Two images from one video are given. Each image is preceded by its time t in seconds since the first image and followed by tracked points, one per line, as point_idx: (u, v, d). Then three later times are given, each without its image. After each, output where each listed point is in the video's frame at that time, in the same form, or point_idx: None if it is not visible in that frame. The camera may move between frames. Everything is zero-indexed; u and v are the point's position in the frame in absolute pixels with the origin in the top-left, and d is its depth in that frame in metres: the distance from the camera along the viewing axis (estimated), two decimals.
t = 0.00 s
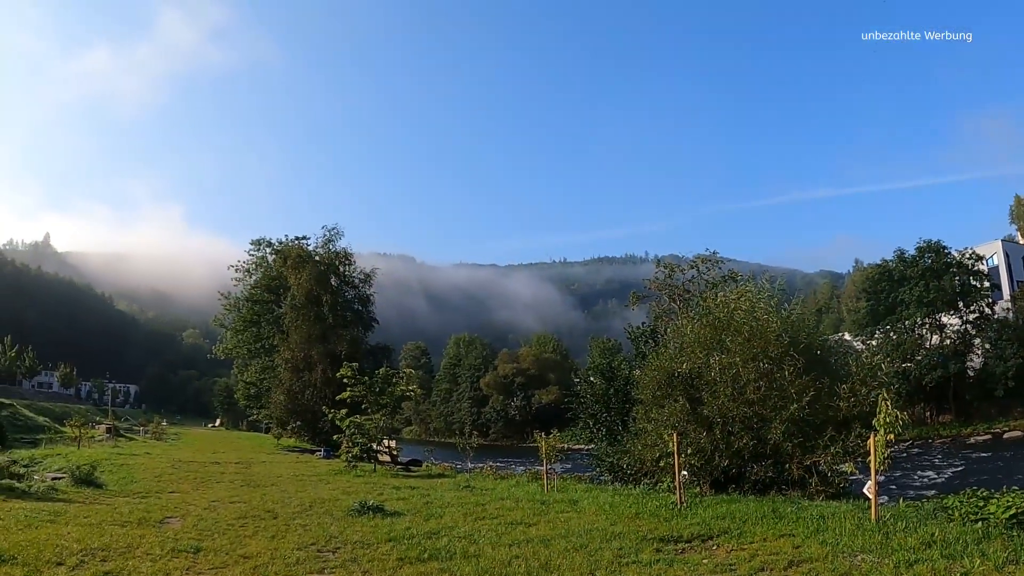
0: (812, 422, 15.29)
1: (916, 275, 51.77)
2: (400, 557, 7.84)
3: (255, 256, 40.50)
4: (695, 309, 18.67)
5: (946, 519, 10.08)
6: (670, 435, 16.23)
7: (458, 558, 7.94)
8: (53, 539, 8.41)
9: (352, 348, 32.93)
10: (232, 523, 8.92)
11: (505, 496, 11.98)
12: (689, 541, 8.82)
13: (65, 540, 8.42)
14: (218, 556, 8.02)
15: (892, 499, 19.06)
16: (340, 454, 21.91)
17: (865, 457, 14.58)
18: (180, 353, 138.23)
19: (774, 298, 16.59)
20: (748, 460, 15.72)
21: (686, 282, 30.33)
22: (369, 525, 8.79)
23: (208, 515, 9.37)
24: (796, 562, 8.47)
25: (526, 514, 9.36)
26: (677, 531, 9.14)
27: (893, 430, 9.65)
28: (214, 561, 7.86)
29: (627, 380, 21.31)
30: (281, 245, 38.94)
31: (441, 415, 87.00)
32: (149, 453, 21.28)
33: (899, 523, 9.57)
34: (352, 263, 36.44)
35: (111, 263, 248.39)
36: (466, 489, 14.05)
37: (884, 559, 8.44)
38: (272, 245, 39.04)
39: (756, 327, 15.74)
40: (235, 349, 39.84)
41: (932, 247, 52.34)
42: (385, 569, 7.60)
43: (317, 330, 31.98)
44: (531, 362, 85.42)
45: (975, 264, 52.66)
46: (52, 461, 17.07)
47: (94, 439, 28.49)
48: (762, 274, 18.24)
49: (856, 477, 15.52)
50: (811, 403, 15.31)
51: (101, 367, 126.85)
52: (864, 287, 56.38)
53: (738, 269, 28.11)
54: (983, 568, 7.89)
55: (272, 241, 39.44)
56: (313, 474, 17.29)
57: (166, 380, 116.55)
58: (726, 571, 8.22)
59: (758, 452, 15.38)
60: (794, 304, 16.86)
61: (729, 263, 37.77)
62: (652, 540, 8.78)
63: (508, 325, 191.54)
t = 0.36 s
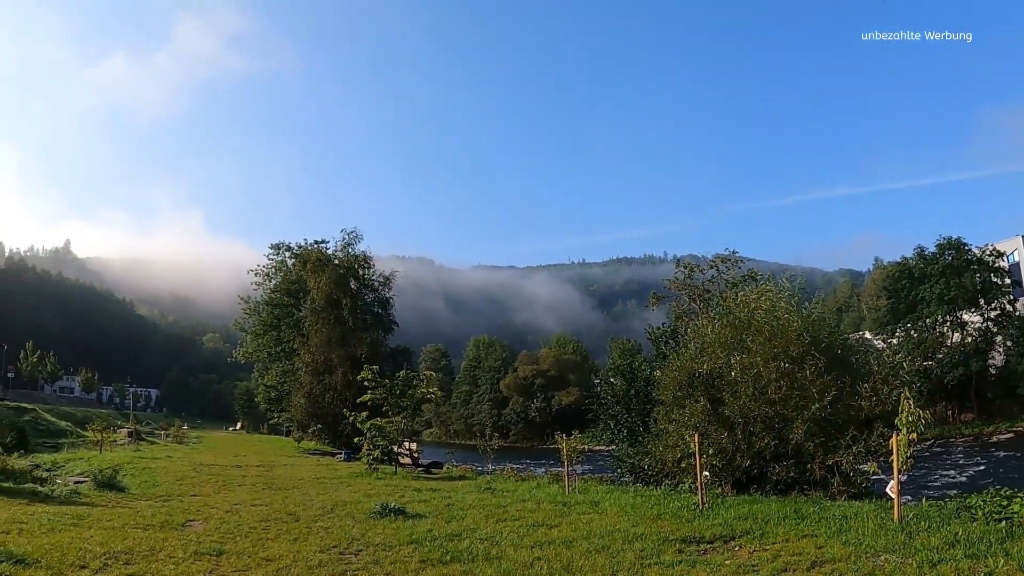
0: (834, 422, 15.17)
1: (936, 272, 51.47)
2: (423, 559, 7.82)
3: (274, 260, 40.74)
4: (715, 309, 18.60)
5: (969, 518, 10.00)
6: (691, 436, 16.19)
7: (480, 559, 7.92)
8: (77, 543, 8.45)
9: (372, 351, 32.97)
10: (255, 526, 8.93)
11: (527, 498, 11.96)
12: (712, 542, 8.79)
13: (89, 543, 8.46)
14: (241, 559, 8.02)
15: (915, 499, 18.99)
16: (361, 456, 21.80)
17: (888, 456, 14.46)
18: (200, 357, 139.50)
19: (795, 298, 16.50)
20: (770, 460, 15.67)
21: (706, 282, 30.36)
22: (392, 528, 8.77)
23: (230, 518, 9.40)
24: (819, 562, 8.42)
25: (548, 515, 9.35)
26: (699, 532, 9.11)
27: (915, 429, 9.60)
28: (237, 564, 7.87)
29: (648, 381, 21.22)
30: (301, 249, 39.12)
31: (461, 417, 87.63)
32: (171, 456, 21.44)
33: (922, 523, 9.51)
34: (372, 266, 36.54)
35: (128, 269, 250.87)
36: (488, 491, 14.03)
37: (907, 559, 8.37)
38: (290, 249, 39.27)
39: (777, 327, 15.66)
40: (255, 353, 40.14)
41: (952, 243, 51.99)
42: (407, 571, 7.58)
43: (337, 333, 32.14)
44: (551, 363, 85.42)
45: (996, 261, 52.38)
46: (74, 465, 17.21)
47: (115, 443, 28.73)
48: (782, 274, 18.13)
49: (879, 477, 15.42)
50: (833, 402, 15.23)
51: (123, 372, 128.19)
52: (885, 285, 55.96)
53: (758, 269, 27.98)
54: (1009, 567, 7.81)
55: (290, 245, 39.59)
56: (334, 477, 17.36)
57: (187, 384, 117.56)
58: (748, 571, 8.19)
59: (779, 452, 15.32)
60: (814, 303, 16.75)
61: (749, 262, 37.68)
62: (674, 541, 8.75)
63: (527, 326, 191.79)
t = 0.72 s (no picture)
0: (857, 421, 15.06)
1: (958, 269, 50.89)
2: (446, 561, 7.81)
3: (294, 264, 40.96)
4: (736, 309, 18.53)
5: (994, 517, 9.90)
6: (714, 436, 16.13)
7: (500, 561, 7.92)
8: (101, 546, 8.49)
9: (394, 354, 32.97)
10: (278, 529, 8.95)
11: (550, 500, 11.94)
12: (736, 543, 8.76)
13: (112, 547, 8.48)
14: (264, 562, 8.02)
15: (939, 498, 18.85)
16: (383, 459, 21.86)
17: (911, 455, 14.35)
18: (222, 362, 140.62)
19: (816, 297, 16.39)
20: (793, 460, 15.62)
21: (727, 282, 30.29)
22: (414, 530, 8.74)
23: (252, 521, 9.39)
24: (843, 563, 8.34)
25: (570, 517, 9.32)
26: (722, 533, 9.07)
27: (938, 429, 9.54)
28: (260, 566, 7.87)
29: (669, 382, 21.16)
30: (322, 253, 39.20)
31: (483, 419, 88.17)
32: (193, 459, 21.60)
33: (946, 522, 9.43)
34: (393, 269, 35.87)
35: (147, 275, 253.24)
36: (511, 493, 14.05)
37: (931, 560, 8.27)
38: (311, 253, 39.51)
39: (799, 326, 15.60)
40: (276, 357, 40.44)
41: (974, 240, 51.40)
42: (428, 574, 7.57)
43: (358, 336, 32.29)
44: (572, 365, 85.40)
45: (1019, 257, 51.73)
46: (98, 470, 17.38)
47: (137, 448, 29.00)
48: (804, 272, 18.02)
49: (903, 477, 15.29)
50: (855, 402, 15.11)
51: (146, 377, 129.48)
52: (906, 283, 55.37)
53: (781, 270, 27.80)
54: None
55: (311, 249, 39.67)
56: (357, 480, 17.43)
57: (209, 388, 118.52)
58: (772, 573, 8.13)
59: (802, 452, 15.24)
60: (837, 301, 16.62)
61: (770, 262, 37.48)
62: (697, 543, 8.71)
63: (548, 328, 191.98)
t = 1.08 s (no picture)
0: (883, 418, 14.93)
1: (982, 264, 50.35)
2: (472, 561, 7.80)
3: (317, 266, 41.24)
4: (761, 306, 18.50)
5: None
6: (740, 434, 16.08)
7: (527, 561, 7.91)
8: (129, 547, 8.53)
9: (418, 355, 33.03)
10: (304, 530, 8.96)
11: (575, 499, 11.90)
12: (762, 542, 8.72)
13: (141, 549, 8.53)
14: (291, 563, 8.04)
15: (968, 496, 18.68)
16: (409, 459, 21.97)
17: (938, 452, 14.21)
18: (245, 363, 142.06)
19: (842, 293, 16.26)
20: (819, 458, 15.55)
21: (751, 279, 30.29)
22: (440, 531, 8.74)
23: (279, 522, 9.40)
24: (871, 561, 8.28)
25: (595, 516, 9.28)
26: (749, 531, 9.04)
27: (966, 425, 9.46)
28: (287, 567, 7.90)
29: (694, 379, 21.10)
30: (345, 254, 39.44)
31: (507, 420, 88.68)
32: (219, 461, 21.77)
33: (976, 520, 9.33)
34: (416, 270, 35.87)
35: (169, 278, 256.57)
36: (538, 492, 14.05)
37: (960, 557, 8.16)
38: (334, 254, 39.76)
39: (824, 322, 15.50)
40: (301, 358, 40.90)
41: (999, 234, 50.88)
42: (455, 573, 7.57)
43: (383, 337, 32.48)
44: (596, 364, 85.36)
45: None
46: (125, 472, 17.60)
47: (162, 450, 29.30)
48: (829, 269, 17.88)
49: (930, 474, 15.14)
50: (881, 398, 14.97)
51: (173, 380, 130.85)
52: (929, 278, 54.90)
53: (806, 267, 27.66)
54: None
55: (334, 251, 39.88)
56: (382, 480, 17.49)
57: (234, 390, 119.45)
58: (800, 571, 8.08)
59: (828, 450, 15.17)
60: (862, 297, 16.48)
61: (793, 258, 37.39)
62: (724, 541, 8.68)
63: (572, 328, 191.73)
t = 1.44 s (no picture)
0: (912, 411, 14.81)
1: (1011, 254, 49.18)
2: (502, 558, 7.80)
3: (342, 265, 41.48)
4: (787, 299, 18.43)
5: None
6: (768, 429, 16.07)
7: (554, 558, 7.88)
8: (159, 547, 8.58)
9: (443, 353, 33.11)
10: (333, 528, 8.99)
11: (603, 495, 11.87)
12: (791, 537, 8.69)
13: (171, 547, 8.59)
14: (320, 560, 8.08)
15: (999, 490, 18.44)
16: (435, 456, 21.94)
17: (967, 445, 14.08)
18: (269, 363, 143.61)
19: (868, 285, 16.12)
20: (847, 452, 15.51)
21: (777, 272, 30.10)
22: (468, 528, 8.74)
23: (307, 520, 9.41)
24: (900, 556, 8.19)
25: (624, 512, 9.26)
26: (778, 526, 9.01)
27: (996, 418, 9.38)
28: (317, 565, 7.94)
29: (721, 374, 21.06)
30: (369, 254, 39.63)
31: (533, 416, 89.30)
32: (246, 460, 21.94)
33: (1007, 514, 9.22)
34: (440, 268, 35.98)
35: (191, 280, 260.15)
36: (567, 488, 14.05)
37: (991, 551, 8.03)
38: (358, 254, 39.98)
39: (851, 315, 15.40)
40: (326, 357, 41.27)
41: None
42: (483, 570, 7.58)
43: (409, 336, 32.59)
44: (622, 360, 85.09)
45: None
46: (153, 471, 17.80)
47: (190, 450, 29.66)
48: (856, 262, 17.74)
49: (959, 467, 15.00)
50: (909, 392, 14.85)
51: (199, 381, 132.04)
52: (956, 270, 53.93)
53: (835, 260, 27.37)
54: None
55: (358, 250, 40.05)
56: (409, 477, 17.58)
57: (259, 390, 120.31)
58: (830, 566, 8.02)
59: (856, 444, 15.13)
60: (888, 290, 16.32)
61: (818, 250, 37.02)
62: (753, 536, 8.65)
63: (597, 324, 191.65)
